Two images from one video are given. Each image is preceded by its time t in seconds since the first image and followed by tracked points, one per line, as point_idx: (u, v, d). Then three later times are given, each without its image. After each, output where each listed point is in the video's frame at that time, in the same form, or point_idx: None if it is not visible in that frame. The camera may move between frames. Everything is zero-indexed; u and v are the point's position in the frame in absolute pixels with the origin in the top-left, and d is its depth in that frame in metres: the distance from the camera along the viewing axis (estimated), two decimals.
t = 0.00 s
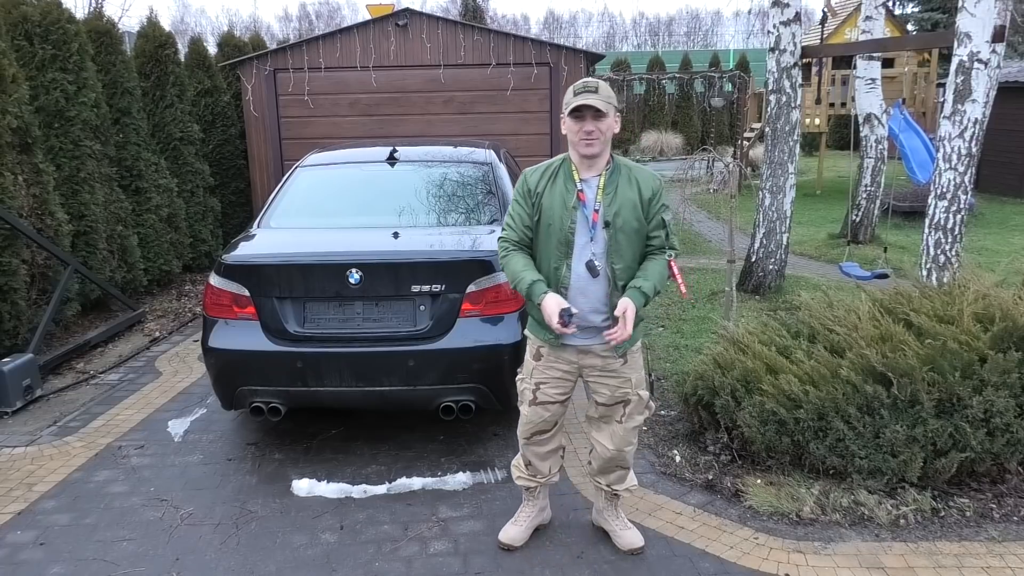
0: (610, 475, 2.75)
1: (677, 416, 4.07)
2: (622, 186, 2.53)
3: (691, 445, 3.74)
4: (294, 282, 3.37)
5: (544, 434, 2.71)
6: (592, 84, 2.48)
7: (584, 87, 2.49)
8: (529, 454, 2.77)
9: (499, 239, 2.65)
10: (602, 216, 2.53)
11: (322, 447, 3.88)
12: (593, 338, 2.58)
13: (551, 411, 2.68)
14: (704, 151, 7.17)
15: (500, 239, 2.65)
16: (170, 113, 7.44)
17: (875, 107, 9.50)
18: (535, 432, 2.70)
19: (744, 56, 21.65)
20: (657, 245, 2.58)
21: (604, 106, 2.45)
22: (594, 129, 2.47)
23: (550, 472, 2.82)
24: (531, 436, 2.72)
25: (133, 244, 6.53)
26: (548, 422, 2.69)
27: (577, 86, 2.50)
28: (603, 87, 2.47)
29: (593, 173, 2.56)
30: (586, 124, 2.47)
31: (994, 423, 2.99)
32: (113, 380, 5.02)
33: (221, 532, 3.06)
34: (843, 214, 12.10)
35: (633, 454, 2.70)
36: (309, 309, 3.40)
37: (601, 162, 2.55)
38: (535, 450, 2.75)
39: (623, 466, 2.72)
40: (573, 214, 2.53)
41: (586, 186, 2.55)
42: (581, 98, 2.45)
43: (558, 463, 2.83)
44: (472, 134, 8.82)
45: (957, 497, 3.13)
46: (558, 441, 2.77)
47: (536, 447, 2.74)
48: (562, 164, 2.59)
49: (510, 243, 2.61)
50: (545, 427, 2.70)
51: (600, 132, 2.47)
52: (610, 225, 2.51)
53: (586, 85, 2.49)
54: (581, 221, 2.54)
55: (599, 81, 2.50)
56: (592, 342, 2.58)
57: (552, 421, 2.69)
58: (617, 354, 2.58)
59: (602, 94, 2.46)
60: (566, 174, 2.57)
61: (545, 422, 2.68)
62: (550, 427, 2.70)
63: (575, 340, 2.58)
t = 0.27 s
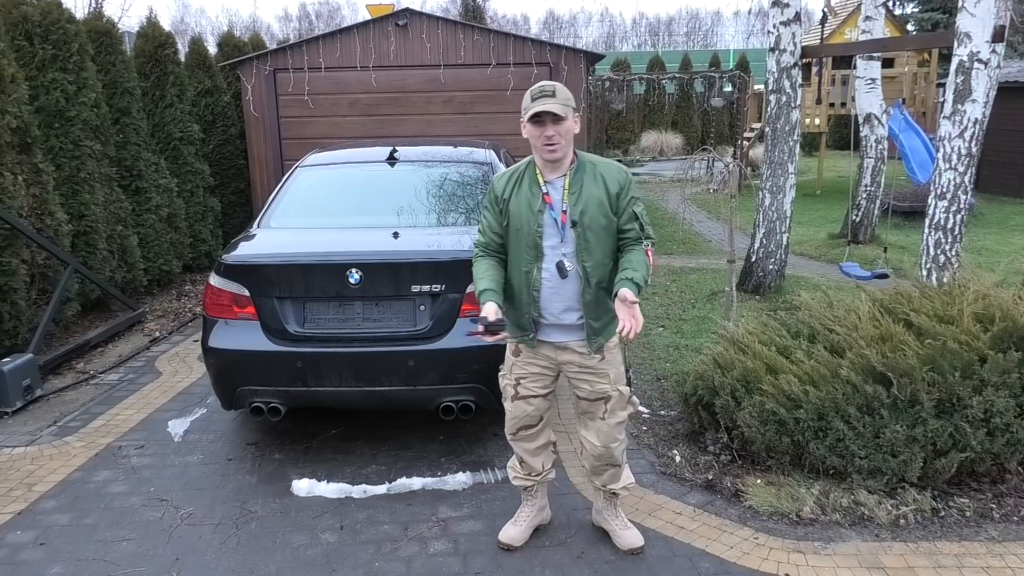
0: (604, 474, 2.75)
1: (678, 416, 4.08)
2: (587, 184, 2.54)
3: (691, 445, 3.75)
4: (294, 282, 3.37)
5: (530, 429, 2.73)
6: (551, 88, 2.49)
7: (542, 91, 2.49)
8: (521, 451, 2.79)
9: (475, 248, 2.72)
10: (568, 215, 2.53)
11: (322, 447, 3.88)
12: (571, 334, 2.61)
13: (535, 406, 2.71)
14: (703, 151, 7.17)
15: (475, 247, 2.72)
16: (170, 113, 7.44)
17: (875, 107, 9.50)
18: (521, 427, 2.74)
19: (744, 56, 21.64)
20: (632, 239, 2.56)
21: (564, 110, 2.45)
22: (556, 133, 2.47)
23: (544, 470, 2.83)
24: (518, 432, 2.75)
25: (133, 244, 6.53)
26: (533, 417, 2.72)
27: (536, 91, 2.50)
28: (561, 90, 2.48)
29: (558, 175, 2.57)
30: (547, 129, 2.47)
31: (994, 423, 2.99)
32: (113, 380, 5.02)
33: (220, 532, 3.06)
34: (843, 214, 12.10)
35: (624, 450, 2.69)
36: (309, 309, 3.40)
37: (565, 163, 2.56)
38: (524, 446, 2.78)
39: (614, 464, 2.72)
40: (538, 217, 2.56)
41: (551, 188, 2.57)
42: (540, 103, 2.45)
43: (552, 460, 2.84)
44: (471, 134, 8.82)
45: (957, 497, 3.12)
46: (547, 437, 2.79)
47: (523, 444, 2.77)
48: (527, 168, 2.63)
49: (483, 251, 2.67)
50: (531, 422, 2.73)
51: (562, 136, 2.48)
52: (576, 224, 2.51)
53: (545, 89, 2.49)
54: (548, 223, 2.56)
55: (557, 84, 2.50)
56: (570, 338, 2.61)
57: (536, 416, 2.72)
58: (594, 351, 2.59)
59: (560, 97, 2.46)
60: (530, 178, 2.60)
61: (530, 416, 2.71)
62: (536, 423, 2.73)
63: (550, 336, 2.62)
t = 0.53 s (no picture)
0: (601, 472, 2.75)
1: (678, 417, 4.08)
2: (567, 184, 2.54)
3: (691, 445, 3.74)
4: (294, 282, 3.37)
5: (522, 427, 2.74)
6: (526, 91, 2.48)
7: (518, 94, 2.49)
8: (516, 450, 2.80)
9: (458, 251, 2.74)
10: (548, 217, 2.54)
11: (322, 447, 3.88)
12: (558, 333, 2.61)
13: (527, 404, 2.72)
14: (703, 151, 7.17)
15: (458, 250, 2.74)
16: (170, 113, 7.44)
17: (875, 107, 9.50)
18: (514, 425, 2.75)
19: (744, 56, 21.64)
20: (614, 236, 2.55)
21: (540, 113, 2.45)
22: (533, 136, 2.47)
23: (541, 469, 2.83)
24: (510, 430, 2.76)
25: (133, 244, 6.53)
26: (525, 414, 2.73)
27: (512, 94, 2.50)
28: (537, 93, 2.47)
29: (538, 176, 2.57)
30: (525, 132, 2.47)
31: (994, 423, 2.99)
32: (113, 380, 5.02)
33: (221, 532, 3.06)
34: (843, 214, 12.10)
35: (619, 447, 2.69)
36: (309, 309, 3.40)
37: (544, 164, 2.56)
38: (518, 444, 2.78)
39: (611, 461, 2.71)
40: (518, 219, 2.56)
41: (532, 190, 2.58)
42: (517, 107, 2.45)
43: (548, 458, 2.84)
44: (471, 134, 8.82)
45: (957, 497, 3.13)
46: (542, 435, 2.80)
47: (516, 442, 2.78)
48: (508, 170, 2.64)
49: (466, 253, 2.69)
50: (523, 420, 2.74)
51: (540, 138, 2.48)
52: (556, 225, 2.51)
53: (521, 93, 2.49)
54: (528, 225, 2.56)
55: (533, 87, 2.50)
56: (556, 336, 2.61)
57: (528, 413, 2.73)
58: (578, 350, 2.59)
59: (537, 101, 2.46)
60: (510, 180, 2.61)
61: (521, 414, 2.72)
62: (528, 420, 2.74)
63: (534, 335, 2.63)
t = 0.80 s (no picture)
0: (600, 472, 2.74)
1: (678, 417, 4.08)
2: (564, 183, 2.54)
3: (691, 445, 3.74)
4: (294, 282, 3.37)
5: (519, 428, 2.74)
6: (514, 105, 2.44)
7: (508, 109, 2.45)
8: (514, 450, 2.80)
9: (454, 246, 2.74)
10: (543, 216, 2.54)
11: (322, 447, 3.88)
12: (549, 333, 2.60)
13: (523, 404, 2.72)
14: (704, 151, 7.17)
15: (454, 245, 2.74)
16: (170, 113, 7.44)
17: (875, 107, 9.50)
18: (511, 425, 2.74)
19: (744, 56, 21.64)
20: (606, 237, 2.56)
21: (527, 133, 2.43)
22: (523, 152, 2.48)
23: (539, 469, 2.82)
24: (508, 430, 2.76)
25: (133, 244, 6.53)
26: (521, 415, 2.73)
27: (503, 107, 2.46)
28: (526, 109, 2.42)
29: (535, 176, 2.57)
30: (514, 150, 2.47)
31: (994, 423, 2.99)
32: (113, 380, 5.02)
33: (220, 532, 3.06)
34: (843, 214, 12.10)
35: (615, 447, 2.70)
36: (309, 309, 3.40)
37: (541, 164, 2.56)
38: (516, 444, 2.78)
39: (609, 462, 2.71)
40: (514, 217, 2.57)
41: (529, 188, 2.58)
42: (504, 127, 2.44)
43: (546, 459, 2.84)
44: (471, 134, 8.82)
45: (957, 497, 3.13)
46: (539, 436, 2.80)
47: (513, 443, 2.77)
48: (506, 169, 2.63)
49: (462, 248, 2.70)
50: (520, 420, 2.73)
51: (530, 153, 2.48)
52: (552, 223, 2.51)
53: (510, 108, 2.45)
54: (524, 222, 2.57)
55: (522, 100, 2.44)
56: (549, 336, 2.60)
57: (525, 414, 2.73)
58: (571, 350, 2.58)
59: (524, 119, 2.42)
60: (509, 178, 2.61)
61: (518, 415, 2.72)
62: (525, 420, 2.73)
63: (528, 335, 2.62)
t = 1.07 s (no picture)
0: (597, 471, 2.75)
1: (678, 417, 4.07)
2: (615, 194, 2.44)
3: (691, 444, 3.73)
4: (294, 282, 3.36)
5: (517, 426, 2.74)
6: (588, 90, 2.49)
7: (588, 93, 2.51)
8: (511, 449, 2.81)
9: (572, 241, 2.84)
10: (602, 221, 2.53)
11: (322, 447, 3.88)
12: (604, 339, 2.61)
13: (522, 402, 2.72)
14: (704, 151, 7.16)
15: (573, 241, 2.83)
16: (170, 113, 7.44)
17: (875, 107, 9.50)
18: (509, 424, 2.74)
19: (744, 56, 21.64)
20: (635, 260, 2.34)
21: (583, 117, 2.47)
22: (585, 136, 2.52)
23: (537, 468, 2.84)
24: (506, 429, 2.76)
25: (133, 244, 6.53)
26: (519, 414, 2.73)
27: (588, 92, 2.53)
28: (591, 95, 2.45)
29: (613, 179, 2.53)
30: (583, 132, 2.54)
31: (994, 423, 2.99)
32: (113, 380, 5.02)
33: (220, 532, 3.06)
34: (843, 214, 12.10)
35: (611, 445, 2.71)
36: (309, 309, 3.40)
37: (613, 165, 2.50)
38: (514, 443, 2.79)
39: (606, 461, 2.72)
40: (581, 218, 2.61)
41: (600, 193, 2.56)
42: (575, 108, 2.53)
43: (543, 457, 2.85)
44: (472, 134, 8.82)
45: (957, 497, 3.12)
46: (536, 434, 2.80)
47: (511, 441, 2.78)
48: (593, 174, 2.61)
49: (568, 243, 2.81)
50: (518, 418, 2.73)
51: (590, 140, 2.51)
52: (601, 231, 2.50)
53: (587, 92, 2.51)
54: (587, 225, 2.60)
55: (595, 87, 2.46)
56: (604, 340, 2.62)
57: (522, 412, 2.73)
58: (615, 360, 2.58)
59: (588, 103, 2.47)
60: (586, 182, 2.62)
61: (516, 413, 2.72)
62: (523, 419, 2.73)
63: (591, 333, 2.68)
